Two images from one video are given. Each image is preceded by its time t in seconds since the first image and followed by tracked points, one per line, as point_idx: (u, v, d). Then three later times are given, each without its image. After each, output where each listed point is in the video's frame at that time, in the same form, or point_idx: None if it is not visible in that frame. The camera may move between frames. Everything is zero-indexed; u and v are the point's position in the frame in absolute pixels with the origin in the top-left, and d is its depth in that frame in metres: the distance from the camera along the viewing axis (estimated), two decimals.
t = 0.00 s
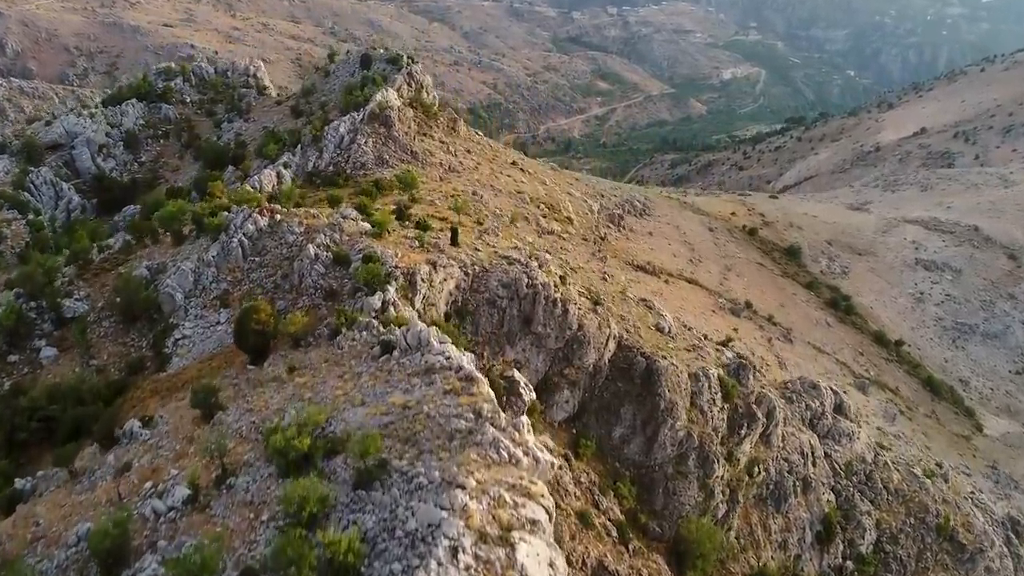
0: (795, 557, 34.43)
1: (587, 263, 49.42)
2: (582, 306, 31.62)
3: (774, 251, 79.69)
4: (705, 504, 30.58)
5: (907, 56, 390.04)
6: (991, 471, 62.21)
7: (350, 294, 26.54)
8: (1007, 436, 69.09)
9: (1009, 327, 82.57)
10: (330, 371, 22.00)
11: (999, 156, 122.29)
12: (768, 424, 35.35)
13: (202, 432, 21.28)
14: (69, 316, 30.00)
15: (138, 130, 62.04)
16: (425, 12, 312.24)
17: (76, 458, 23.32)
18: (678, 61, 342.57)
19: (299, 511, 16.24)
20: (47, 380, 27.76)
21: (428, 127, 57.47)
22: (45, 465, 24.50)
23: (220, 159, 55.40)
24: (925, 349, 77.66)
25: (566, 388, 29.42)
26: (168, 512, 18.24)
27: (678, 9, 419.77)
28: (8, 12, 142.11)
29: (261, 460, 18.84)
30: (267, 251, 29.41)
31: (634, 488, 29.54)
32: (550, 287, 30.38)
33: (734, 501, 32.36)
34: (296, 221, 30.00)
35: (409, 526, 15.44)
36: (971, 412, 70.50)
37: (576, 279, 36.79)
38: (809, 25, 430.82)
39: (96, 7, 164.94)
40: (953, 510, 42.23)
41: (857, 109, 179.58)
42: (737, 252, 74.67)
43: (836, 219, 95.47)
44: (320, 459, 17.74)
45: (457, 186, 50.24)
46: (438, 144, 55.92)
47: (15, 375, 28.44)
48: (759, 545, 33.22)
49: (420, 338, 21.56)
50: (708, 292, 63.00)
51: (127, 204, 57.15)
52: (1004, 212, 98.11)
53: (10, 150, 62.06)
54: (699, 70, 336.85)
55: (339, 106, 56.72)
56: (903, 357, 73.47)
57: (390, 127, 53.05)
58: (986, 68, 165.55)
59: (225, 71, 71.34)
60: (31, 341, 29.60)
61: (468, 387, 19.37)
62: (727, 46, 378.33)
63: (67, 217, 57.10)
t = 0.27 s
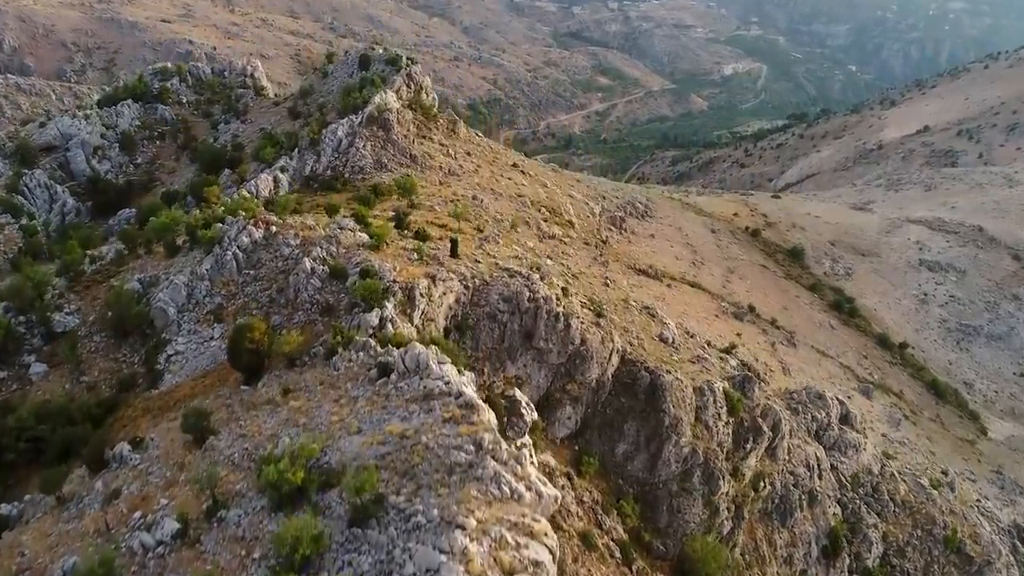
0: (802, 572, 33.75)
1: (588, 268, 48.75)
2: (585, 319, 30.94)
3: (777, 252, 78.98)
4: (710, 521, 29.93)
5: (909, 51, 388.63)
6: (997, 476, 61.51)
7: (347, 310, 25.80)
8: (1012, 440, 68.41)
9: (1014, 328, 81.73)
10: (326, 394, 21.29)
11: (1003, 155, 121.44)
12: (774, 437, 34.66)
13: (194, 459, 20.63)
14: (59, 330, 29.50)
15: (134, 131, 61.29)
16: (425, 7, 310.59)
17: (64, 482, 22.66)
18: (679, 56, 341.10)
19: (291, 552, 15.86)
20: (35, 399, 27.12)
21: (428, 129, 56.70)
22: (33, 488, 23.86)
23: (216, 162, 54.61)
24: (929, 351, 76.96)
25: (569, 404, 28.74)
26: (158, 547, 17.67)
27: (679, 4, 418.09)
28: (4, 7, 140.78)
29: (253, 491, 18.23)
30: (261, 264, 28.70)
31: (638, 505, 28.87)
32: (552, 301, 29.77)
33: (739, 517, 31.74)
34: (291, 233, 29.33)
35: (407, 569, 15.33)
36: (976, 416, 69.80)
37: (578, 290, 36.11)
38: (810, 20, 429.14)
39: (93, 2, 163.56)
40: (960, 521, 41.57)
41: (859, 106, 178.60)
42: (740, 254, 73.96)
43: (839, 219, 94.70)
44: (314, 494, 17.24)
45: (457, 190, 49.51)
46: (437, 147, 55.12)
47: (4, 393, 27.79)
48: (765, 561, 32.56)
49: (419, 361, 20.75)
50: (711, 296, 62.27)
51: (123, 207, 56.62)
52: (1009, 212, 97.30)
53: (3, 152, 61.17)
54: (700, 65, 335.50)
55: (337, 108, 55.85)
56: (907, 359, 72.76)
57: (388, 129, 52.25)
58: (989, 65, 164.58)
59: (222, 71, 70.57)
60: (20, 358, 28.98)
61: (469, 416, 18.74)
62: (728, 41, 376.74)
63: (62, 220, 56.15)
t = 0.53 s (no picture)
0: None
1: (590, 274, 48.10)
2: (588, 334, 30.30)
3: (779, 254, 78.37)
4: (715, 540, 29.37)
5: (909, 46, 387.11)
6: (1002, 481, 60.82)
7: (343, 328, 25.11)
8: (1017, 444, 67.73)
9: (1018, 330, 81.01)
10: (323, 420, 20.66)
11: (1006, 153, 120.62)
12: (779, 451, 34.03)
13: (185, 487, 20.14)
14: (49, 346, 28.78)
15: (131, 133, 60.40)
16: (424, 2, 309.20)
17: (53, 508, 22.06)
18: (679, 52, 339.62)
19: None
20: (24, 418, 26.45)
21: (427, 132, 55.94)
22: (22, 513, 23.21)
23: (213, 166, 53.92)
24: (933, 354, 76.24)
25: (571, 422, 28.11)
26: None
27: None
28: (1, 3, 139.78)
29: (246, 527, 17.85)
30: (257, 277, 28.00)
31: (642, 525, 28.26)
32: (555, 316, 29.11)
33: (745, 534, 31.15)
34: (288, 246, 28.67)
35: None
36: (980, 419, 69.08)
37: (580, 300, 35.44)
38: (811, 15, 427.50)
39: None
40: (967, 532, 40.90)
41: (861, 103, 177.61)
42: (743, 256, 73.30)
43: (842, 219, 94.00)
44: (309, 530, 17.00)
45: (456, 195, 48.81)
46: (437, 150, 54.40)
47: None
48: None
49: (418, 387, 20.18)
50: (714, 300, 61.60)
51: (118, 211, 56.44)
52: (1013, 212, 96.49)
53: None
54: (700, 60, 334.11)
55: (335, 110, 55.06)
56: (911, 362, 72.04)
57: (387, 132, 51.49)
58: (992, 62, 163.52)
59: (220, 70, 69.78)
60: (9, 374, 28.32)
61: (470, 447, 18.54)
62: (728, 36, 375.25)
63: (57, 224, 56.01)
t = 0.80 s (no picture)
0: None
1: (592, 282, 47.25)
2: (591, 353, 29.51)
3: (783, 255, 77.61)
4: (720, 563, 28.80)
5: (912, 38, 384.63)
6: (1008, 487, 60.13)
7: (339, 351, 24.23)
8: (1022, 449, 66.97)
9: None
10: (318, 454, 20.13)
11: (1011, 150, 119.53)
12: (787, 469, 33.27)
13: (175, 525, 19.78)
14: (38, 366, 28.01)
15: (126, 135, 59.42)
16: None
17: (40, 542, 21.41)
18: (681, 44, 337.04)
19: None
20: (12, 442, 25.72)
21: (427, 134, 54.98)
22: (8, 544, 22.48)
23: (209, 170, 53.07)
24: (937, 356, 75.46)
25: (574, 444, 27.37)
26: None
27: None
28: None
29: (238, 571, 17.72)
30: (251, 295, 27.22)
31: (646, 548, 27.67)
32: (558, 335, 28.29)
33: (751, 556, 30.54)
34: (282, 263, 27.87)
35: None
36: (985, 423, 68.31)
37: (583, 313, 34.60)
38: (813, 8, 424.90)
39: None
40: (976, 546, 40.17)
41: (864, 98, 176.29)
42: (746, 258, 72.54)
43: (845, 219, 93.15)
44: None
45: (456, 200, 47.92)
46: (436, 153, 53.51)
47: None
48: None
49: (416, 419, 19.94)
50: (717, 304, 60.73)
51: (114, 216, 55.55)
52: (1019, 211, 95.53)
53: None
54: (702, 54, 332.12)
55: (333, 113, 54.16)
56: (915, 365, 71.28)
57: (385, 136, 50.55)
58: (997, 57, 162.09)
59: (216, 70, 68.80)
60: None
61: (470, 488, 18.57)
62: (729, 29, 372.88)
63: (51, 228, 54.81)
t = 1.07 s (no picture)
0: None
1: (594, 289, 46.47)
2: (594, 370, 28.92)
3: (786, 257, 76.96)
4: None
5: (913, 31, 382.92)
6: (1014, 492, 59.58)
7: (336, 372, 23.61)
8: None
9: None
10: (316, 488, 19.72)
11: (1014, 148, 118.76)
12: (793, 485, 32.69)
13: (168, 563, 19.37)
14: (28, 386, 27.25)
15: (122, 138, 59.14)
16: None
17: None
18: (681, 38, 334.81)
19: None
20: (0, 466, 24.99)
21: (426, 137, 54.22)
22: None
23: (205, 174, 52.31)
24: (941, 358, 74.83)
25: (577, 464, 26.77)
26: None
27: None
28: None
29: None
30: (247, 313, 26.60)
31: (652, 571, 27.06)
32: (560, 353, 27.71)
33: None
34: (279, 279, 27.23)
35: None
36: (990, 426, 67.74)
37: (586, 325, 33.96)
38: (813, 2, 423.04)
39: None
40: (983, 558, 39.63)
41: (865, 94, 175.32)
42: (748, 260, 71.89)
43: (848, 219, 92.51)
44: None
45: (456, 205, 47.23)
46: (436, 157, 52.78)
47: None
48: None
49: (415, 451, 19.71)
50: (720, 309, 60.04)
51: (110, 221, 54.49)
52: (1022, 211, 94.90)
53: None
54: (702, 48, 330.62)
55: (331, 115, 53.38)
56: (920, 368, 70.68)
57: (383, 139, 49.77)
58: (999, 52, 161.19)
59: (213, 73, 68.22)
60: None
61: (471, 527, 18.29)
62: (730, 23, 371.00)
63: (46, 233, 53.51)
